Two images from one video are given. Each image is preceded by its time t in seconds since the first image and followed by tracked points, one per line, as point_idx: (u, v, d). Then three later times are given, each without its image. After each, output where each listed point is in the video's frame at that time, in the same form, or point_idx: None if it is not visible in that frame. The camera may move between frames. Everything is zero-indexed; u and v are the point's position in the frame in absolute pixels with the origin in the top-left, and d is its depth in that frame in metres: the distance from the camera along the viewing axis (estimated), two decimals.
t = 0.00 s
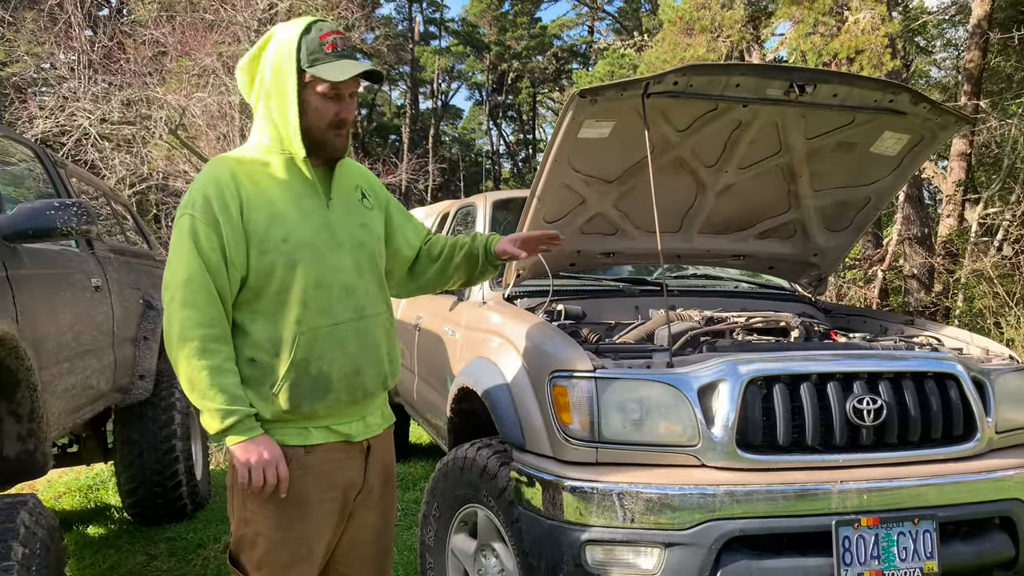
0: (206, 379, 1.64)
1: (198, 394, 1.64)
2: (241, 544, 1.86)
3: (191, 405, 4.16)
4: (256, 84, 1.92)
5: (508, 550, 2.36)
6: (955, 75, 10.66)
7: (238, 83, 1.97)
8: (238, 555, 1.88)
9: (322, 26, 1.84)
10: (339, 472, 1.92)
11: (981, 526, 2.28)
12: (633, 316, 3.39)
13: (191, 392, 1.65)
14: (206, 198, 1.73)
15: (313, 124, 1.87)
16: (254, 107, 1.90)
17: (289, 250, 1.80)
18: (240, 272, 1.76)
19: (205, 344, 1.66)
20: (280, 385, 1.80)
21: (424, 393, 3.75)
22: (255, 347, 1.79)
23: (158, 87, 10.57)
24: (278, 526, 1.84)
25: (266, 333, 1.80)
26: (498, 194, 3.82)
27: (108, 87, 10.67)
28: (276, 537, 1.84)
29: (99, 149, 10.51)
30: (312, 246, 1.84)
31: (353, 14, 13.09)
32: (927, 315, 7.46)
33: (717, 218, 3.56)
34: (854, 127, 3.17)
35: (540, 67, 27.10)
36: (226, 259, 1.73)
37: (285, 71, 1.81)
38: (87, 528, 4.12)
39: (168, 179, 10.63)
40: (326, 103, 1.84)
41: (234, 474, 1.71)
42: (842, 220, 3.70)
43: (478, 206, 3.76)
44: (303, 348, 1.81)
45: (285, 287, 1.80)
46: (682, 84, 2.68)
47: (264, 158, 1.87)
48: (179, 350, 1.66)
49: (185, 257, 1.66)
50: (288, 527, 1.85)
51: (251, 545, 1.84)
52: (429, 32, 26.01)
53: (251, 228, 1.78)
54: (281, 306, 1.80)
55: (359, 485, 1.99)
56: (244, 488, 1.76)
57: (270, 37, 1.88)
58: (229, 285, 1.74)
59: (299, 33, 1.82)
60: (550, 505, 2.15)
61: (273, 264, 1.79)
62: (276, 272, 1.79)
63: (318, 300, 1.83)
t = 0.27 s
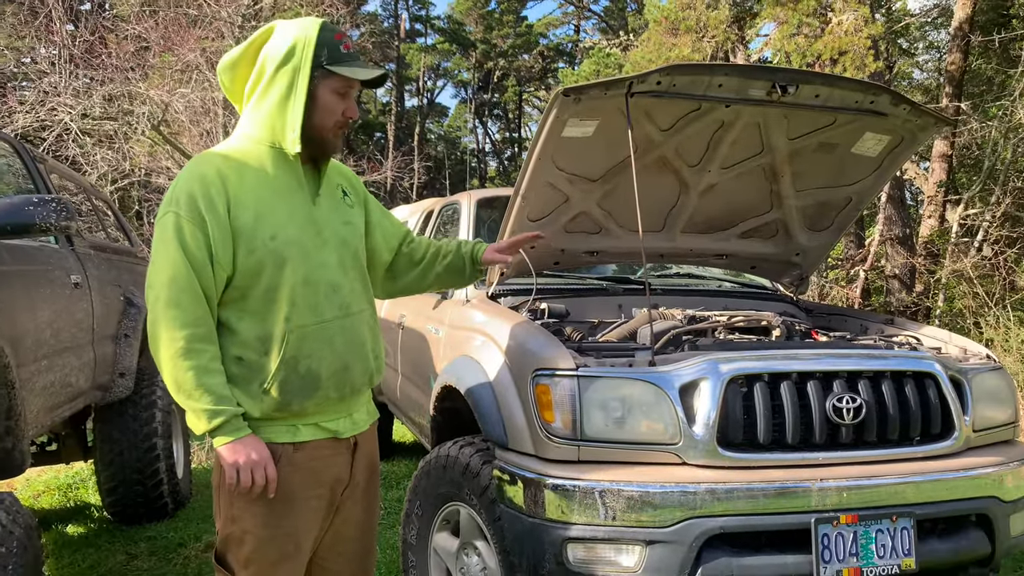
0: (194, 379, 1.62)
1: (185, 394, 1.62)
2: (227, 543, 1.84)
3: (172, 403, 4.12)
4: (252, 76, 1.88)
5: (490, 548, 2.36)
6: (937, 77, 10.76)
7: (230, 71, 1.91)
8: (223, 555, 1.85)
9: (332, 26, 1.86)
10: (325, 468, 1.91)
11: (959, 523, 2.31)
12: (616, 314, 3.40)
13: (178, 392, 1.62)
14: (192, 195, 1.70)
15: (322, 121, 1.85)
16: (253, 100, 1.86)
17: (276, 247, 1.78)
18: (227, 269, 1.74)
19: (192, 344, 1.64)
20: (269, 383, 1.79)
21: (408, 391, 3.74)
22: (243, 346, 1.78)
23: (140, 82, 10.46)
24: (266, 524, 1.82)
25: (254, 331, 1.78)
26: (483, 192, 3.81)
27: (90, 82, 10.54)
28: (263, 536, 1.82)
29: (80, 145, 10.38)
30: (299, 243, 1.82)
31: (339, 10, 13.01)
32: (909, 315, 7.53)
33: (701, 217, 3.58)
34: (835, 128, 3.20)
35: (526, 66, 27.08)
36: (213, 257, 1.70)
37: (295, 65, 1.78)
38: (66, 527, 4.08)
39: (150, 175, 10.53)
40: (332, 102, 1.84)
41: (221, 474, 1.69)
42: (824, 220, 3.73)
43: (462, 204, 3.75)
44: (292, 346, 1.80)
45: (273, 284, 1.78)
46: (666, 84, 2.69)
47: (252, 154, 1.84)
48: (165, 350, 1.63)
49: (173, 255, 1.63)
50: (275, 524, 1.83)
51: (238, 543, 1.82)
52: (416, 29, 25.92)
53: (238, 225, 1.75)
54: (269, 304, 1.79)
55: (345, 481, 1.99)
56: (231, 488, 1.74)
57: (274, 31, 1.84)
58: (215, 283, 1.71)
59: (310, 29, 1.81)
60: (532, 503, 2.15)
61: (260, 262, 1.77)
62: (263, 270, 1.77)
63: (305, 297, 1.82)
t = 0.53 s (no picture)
0: (187, 368, 1.61)
1: (176, 384, 1.61)
2: (215, 535, 1.83)
3: (158, 398, 4.10)
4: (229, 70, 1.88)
5: (477, 541, 2.36)
6: (924, 76, 10.82)
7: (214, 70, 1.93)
8: (211, 547, 1.84)
9: (294, 11, 1.83)
10: (313, 461, 1.91)
11: (942, 517, 2.33)
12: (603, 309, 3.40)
13: (169, 381, 1.61)
14: (189, 183, 1.69)
15: (289, 106, 1.82)
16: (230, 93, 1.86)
17: (270, 237, 1.78)
18: (221, 258, 1.73)
19: (187, 333, 1.63)
20: (259, 373, 1.78)
21: (395, 386, 3.73)
22: (234, 336, 1.77)
23: (127, 75, 10.36)
24: (254, 516, 1.81)
25: (244, 321, 1.77)
26: (471, 187, 3.81)
27: (75, 75, 10.43)
28: (251, 528, 1.81)
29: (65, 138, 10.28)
30: (293, 234, 1.81)
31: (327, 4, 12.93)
32: (894, 312, 7.58)
33: (688, 213, 3.59)
34: (823, 125, 3.21)
35: (516, 61, 27.02)
36: (208, 245, 1.69)
37: (258, 54, 1.78)
38: (51, 522, 4.05)
39: (137, 169, 10.44)
40: (297, 84, 1.80)
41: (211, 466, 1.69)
42: (810, 217, 3.75)
43: (450, 198, 3.74)
44: (281, 337, 1.79)
45: (266, 275, 1.77)
46: (654, 79, 2.69)
47: (245, 144, 1.82)
48: (158, 338, 1.62)
49: (168, 242, 1.62)
50: (263, 516, 1.83)
51: (226, 536, 1.81)
52: (405, 24, 25.81)
53: (233, 214, 1.75)
54: (261, 294, 1.78)
55: (333, 473, 1.98)
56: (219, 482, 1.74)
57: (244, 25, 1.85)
58: (209, 271, 1.71)
59: (271, 17, 1.80)
60: (518, 497, 2.16)
61: (254, 252, 1.76)
62: (256, 260, 1.76)
63: (296, 288, 1.81)
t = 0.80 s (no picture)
0: (171, 361, 1.61)
1: (161, 377, 1.61)
2: (200, 529, 1.83)
3: (147, 394, 4.08)
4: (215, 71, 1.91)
5: (466, 536, 2.37)
6: (914, 72, 10.87)
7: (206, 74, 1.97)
8: (196, 541, 1.84)
9: (259, 2, 1.83)
10: (300, 456, 1.90)
11: (928, 510, 2.34)
12: (594, 305, 3.41)
13: (154, 374, 1.61)
14: (178, 178, 1.70)
15: (263, 100, 1.83)
16: (214, 93, 1.89)
17: (259, 232, 1.77)
18: (211, 253, 1.73)
19: (173, 327, 1.63)
20: (244, 367, 1.77)
21: (386, 382, 3.73)
22: (221, 331, 1.77)
23: (116, 70, 10.28)
24: (239, 510, 1.81)
25: (232, 315, 1.77)
26: (461, 182, 3.80)
27: (64, 69, 10.33)
28: (236, 522, 1.81)
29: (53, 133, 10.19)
30: (282, 229, 1.81)
31: None
32: (884, 308, 7.63)
33: (678, 208, 3.60)
34: (812, 120, 3.22)
35: (507, 57, 26.97)
36: (197, 239, 1.69)
37: (230, 52, 1.81)
38: (39, 519, 4.03)
39: (126, 164, 10.37)
40: (267, 74, 1.80)
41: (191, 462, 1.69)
42: (799, 212, 3.76)
43: (441, 194, 3.75)
44: (267, 331, 1.79)
45: (254, 269, 1.77)
46: (643, 75, 2.69)
47: (233, 141, 1.83)
48: (145, 332, 1.62)
49: (157, 236, 1.63)
50: (248, 511, 1.82)
51: (211, 530, 1.81)
52: (397, 19, 25.73)
53: (222, 208, 1.75)
54: (249, 289, 1.77)
55: (321, 469, 1.98)
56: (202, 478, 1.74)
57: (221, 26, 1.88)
58: (198, 266, 1.71)
59: (237, 13, 1.82)
60: (507, 492, 2.16)
61: (243, 247, 1.75)
62: (245, 255, 1.76)
63: (284, 283, 1.80)
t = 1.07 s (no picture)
0: (156, 362, 1.63)
1: (147, 378, 1.62)
2: (190, 527, 1.83)
3: (141, 393, 4.07)
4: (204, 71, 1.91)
5: (459, 534, 2.37)
6: (907, 70, 10.90)
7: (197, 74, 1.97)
8: (187, 539, 1.85)
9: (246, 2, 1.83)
10: (290, 456, 1.90)
11: (920, 506, 2.36)
12: (586, 302, 3.42)
13: (140, 375, 1.63)
14: (162, 180, 1.70)
15: (251, 100, 1.83)
16: (203, 92, 1.88)
17: (245, 232, 1.77)
18: (196, 253, 1.73)
19: (158, 328, 1.64)
20: (231, 367, 1.78)
21: (379, 380, 3.73)
22: (209, 330, 1.77)
23: (108, 68, 10.23)
24: (228, 509, 1.81)
25: (220, 315, 1.78)
26: (454, 180, 3.80)
27: (56, 68, 10.29)
28: (225, 521, 1.81)
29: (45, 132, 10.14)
30: (269, 229, 1.80)
31: None
32: (876, 305, 7.65)
33: (671, 206, 3.60)
34: (803, 118, 3.23)
35: (502, 55, 26.94)
36: (182, 241, 1.70)
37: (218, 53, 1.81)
38: (32, 518, 4.02)
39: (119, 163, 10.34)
40: (255, 75, 1.80)
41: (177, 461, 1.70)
42: (791, 210, 3.78)
43: (434, 191, 3.75)
44: (254, 331, 1.79)
45: (241, 270, 1.77)
46: (635, 73, 2.70)
47: (219, 140, 1.82)
48: (131, 332, 1.63)
49: (141, 238, 1.63)
50: (238, 510, 1.83)
51: (200, 528, 1.82)
52: (391, 17, 25.67)
53: (207, 209, 1.75)
54: (236, 289, 1.78)
55: (312, 469, 1.97)
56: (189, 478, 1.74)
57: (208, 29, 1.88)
58: (184, 267, 1.71)
59: (224, 13, 1.82)
60: (500, 489, 2.17)
61: (228, 247, 1.75)
62: (231, 255, 1.76)
63: (272, 282, 1.80)
